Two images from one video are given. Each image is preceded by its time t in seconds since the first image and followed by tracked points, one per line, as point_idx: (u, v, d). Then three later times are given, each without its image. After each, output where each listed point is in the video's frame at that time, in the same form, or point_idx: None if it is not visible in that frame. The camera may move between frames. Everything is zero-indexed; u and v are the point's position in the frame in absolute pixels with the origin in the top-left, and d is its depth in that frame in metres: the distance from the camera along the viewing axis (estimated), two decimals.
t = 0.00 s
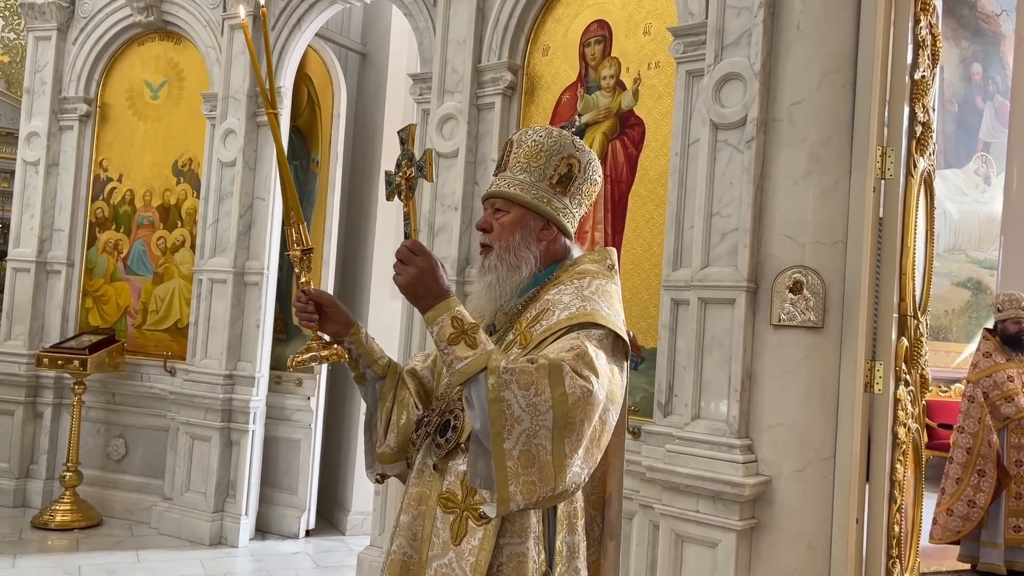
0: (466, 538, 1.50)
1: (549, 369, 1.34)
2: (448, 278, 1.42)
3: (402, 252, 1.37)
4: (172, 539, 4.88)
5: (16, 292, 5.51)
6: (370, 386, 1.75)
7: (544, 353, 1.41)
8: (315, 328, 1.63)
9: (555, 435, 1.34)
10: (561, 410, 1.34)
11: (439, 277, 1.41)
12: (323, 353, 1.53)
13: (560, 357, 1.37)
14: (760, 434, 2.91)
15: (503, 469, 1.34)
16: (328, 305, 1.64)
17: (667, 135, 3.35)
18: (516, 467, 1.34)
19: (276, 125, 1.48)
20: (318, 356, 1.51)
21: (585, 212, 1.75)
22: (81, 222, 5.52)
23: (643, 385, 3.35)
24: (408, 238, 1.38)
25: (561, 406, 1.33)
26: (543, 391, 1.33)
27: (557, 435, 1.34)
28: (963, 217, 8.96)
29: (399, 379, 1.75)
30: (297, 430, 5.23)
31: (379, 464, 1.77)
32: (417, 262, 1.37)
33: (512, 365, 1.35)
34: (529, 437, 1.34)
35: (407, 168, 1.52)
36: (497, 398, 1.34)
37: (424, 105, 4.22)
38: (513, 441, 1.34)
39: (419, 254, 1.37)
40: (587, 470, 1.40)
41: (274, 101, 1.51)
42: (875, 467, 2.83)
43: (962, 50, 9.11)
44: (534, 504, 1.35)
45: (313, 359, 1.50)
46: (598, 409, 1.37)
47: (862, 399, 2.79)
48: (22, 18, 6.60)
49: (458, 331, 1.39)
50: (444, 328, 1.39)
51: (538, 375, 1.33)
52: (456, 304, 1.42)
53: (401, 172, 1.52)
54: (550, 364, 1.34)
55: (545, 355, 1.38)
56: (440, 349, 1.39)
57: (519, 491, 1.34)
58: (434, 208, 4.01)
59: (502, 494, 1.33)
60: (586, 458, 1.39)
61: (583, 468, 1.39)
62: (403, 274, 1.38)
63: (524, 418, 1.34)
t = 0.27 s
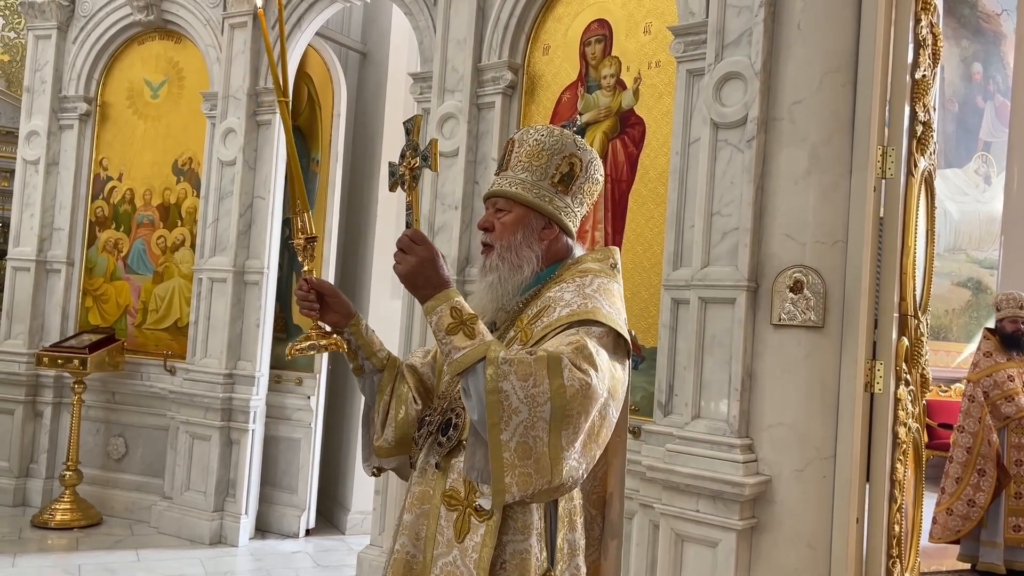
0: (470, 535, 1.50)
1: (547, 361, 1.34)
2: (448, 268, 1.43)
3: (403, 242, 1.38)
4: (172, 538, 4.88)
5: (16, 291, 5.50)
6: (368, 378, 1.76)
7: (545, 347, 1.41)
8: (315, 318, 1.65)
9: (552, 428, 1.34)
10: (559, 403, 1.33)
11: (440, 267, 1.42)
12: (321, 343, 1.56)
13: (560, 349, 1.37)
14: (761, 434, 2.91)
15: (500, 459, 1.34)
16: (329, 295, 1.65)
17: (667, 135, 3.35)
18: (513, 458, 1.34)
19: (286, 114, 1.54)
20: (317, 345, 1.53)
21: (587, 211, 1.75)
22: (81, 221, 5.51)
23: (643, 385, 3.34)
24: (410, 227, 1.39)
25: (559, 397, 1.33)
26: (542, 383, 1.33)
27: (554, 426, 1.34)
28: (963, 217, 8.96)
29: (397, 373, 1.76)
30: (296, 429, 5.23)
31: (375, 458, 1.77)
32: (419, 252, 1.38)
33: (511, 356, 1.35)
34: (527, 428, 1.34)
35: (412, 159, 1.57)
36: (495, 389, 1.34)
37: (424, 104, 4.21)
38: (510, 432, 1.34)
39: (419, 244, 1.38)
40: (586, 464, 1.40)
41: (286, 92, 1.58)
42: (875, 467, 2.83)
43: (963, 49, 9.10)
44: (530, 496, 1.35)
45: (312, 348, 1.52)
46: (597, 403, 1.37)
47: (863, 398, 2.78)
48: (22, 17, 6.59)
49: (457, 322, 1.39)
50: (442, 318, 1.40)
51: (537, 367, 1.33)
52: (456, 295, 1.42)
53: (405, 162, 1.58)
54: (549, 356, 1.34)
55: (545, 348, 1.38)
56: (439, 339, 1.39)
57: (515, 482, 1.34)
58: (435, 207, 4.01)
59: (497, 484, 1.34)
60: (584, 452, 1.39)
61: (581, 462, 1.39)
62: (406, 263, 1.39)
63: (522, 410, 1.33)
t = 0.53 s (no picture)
0: (471, 535, 1.50)
1: (550, 365, 1.33)
2: (447, 274, 1.44)
3: (400, 249, 1.39)
4: (172, 537, 4.88)
5: (16, 289, 5.50)
6: (370, 379, 1.75)
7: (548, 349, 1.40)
8: (316, 320, 1.67)
9: (555, 430, 1.34)
10: (563, 406, 1.33)
11: (439, 274, 1.42)
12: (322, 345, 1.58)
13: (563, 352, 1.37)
14: (761, 433, 2.90)
15: (504, 465, 1.33)
16: (329, 297, 1.67)
17: (668, 134, 3.35)
18: (517, 463, 1.33)
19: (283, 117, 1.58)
20: (319, 347, 1.55)
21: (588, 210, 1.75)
22: (81, 220, 5.51)
23: (644, 384, 3.34)
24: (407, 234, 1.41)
25: (563, 400, 1.33)
26: (545, 387, 1.32)
27: (558, 430, 1.34)
28: (963, 216, 8.97)
29: (398, 373, 1.75)
30: (296, 428, 5.23)
31: (379, 459, 1.75)
32: (417, 257, 1.39)
33: (513, 361, 1.34)
34: (531, 433, 1.33)
35: (405, 165, 1.61)
36: (499, 394, 1.33)
37: (424, 103, 4.21)
38: (515, 437, 1.33)
39: (417, 250, 1.39)
40: (589, 466, 1.40)
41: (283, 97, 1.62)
42: (876, 466, 2.82)
43: (963, 49, 9.11)
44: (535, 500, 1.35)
45: (314, 349, 1.54)
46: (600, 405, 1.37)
47: (863, 398, 2.78)
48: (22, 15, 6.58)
49: (457, 327, 1.39)
50: (443, 324, 1.40)
51: (540, 371, 1.32)
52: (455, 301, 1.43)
53: (398, 167, 1.61)
54: (551, 359, 1.34)
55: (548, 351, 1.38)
56: (439, 345, 1.39)
57: (520, 487, 1.33)
58: (435, 206, 4.01)
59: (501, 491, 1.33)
60: (588, 455, 1.39)
61: (584, 465, 1.39)
62: (404, 268, 1.39)
63: (526, 414, 1.33)
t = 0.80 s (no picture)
0: (472, 536, 1.51)
1: (554, 376, 1.33)
2: (442, 289, 1.43)
3: (391, 269, 1.38)
4: (172, 536, 4.88)
5: (16, 288, 5.50)
6: (376, 387, 1.75)
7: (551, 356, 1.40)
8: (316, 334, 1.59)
9: (561, 441, 1.33)
10: (569, 415, 1.32)
11: (434, 289, 1.42)
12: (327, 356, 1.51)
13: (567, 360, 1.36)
14: (761, 432, 2.90)
15: (512, 478, 1.32)
16: (329, 309, 1.61)
17: (669, 133, 3.34)
18: (525, 476, 1.33)
19: (265, 129, 1.47)
20: (322, 362, 1.48)
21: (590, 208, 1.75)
22: (81, 218, 5.51)
23: (644, 383, 3.34)
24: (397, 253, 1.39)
25: (568, 410, 1.32)
26: (550, 399, 1.32)
27: (565, 441, 1.33)
28: (964, 216, 8.96)
29: (403, 379, 1.76)
30: (296, 427, 5.23)
31: (386, 465, 1.73)
32: (410, 275, 1.38)
33: (517, 372, 1.34)
34: (538, 445, 1.32)
35: (386, 183, 1.49)
36: (504, 408, 1.32)
37: (424, 102, 4.21)
38: (522, 449, 1.33)
39: (409, 269, 1.38)
40: (595, 472, 1.40)
41: (261, 104, 1.49)
42: (876, 465, 2.82)
43: (963, 48, 9.10)
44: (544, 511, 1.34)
45: (316, 365, 1.47)
46: (604, 411, 1.37)
47: (863, 397, 2.78)
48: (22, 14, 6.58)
49: (456, 342, 1.40)
50: (442, 340, 1.40)
51: (544, 383, 1.32)
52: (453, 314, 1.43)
53: (379, 188, 1.49)
54: (554, 369, 1.33)
55: (551, 359, 1.38)
56: (440, 361, 1.39)
57: (530, 499, 1.32)
58: (435, 205, 4.00)
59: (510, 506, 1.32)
60: (594, 460, 1.39)
61: (591, 471, 1.39)
62: (400, 287, 1.39)
63: (532, 426, 1.32)
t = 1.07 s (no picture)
0: (472, 537, 1.50)
1: (557, 388, 1.33)
2: (435, 307, 1.42)
3: (382, 294, 1.36)
4: (172, 535, 4.88)
5: (15, 286, 5.50)
6: (382, 401, 1.75)
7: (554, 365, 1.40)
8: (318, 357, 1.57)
9: (567, 452, 1.34)
10: (574, 426, 1.33)
11: (428, 307, 1.41)
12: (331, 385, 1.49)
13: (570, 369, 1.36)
14: (761, 430, 2.90)
15: (521, 493, 1.33)
16: (329, 331, 1.58)
17: (669, 131, 3.34)
18: (534, 489, 1.33)
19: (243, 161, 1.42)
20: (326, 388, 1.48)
21: (590, 206, 1.75)
22: (81, 217, 5.51)
23: (644, 381, 3.34)
24: (385, 278, 1.38)
25: (574, 422, 1.33)
26: (554, 412, 1.32)
27: (571, 452, 1.34)
28: (964, 214, 8.96)
29: (408, 389, 1.75)
30: (296, 425, 5.23)
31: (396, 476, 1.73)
32: (402, 298, 1.37)
33: (520, 387, 1.33)
34: (545, 459, 1.34)
35: (365, 207, 1.45)
36: (509, 423, 1.32)
37: (425, 100, 4.21)
38: (529, 463, 1.33)
39: (400, 292, 1.37)
40: (601, 476, 1.41)
41: (234, 133, 1.43)
42: (876, 464, 2.82)
43: (963, 47, 9.11)
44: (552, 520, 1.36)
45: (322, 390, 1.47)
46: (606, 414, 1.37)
47: (864, 396, 2.78)
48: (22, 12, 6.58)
49: (456, 359, 1.38)
50: (443, 359, 1.38)
51: (548, 397, 1.32)
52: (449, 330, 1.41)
53: (358, 213, 1.45)
54: (558, 381, 1.33)
55: (554, 368, 1.37)
56: (442, 380, 1.38)
57: (538, 511, 1.34)
58: (435, 204, 4.00)
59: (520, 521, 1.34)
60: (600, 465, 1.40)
61: (598, 476, 1.40)
62: (394, 310, 1.37)
63: (538, 441, 1.33)
